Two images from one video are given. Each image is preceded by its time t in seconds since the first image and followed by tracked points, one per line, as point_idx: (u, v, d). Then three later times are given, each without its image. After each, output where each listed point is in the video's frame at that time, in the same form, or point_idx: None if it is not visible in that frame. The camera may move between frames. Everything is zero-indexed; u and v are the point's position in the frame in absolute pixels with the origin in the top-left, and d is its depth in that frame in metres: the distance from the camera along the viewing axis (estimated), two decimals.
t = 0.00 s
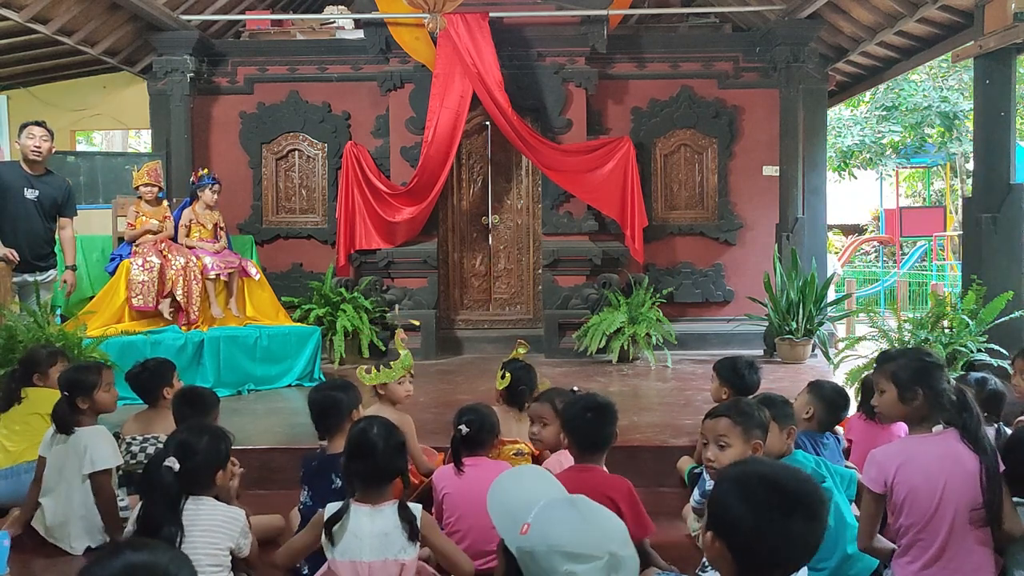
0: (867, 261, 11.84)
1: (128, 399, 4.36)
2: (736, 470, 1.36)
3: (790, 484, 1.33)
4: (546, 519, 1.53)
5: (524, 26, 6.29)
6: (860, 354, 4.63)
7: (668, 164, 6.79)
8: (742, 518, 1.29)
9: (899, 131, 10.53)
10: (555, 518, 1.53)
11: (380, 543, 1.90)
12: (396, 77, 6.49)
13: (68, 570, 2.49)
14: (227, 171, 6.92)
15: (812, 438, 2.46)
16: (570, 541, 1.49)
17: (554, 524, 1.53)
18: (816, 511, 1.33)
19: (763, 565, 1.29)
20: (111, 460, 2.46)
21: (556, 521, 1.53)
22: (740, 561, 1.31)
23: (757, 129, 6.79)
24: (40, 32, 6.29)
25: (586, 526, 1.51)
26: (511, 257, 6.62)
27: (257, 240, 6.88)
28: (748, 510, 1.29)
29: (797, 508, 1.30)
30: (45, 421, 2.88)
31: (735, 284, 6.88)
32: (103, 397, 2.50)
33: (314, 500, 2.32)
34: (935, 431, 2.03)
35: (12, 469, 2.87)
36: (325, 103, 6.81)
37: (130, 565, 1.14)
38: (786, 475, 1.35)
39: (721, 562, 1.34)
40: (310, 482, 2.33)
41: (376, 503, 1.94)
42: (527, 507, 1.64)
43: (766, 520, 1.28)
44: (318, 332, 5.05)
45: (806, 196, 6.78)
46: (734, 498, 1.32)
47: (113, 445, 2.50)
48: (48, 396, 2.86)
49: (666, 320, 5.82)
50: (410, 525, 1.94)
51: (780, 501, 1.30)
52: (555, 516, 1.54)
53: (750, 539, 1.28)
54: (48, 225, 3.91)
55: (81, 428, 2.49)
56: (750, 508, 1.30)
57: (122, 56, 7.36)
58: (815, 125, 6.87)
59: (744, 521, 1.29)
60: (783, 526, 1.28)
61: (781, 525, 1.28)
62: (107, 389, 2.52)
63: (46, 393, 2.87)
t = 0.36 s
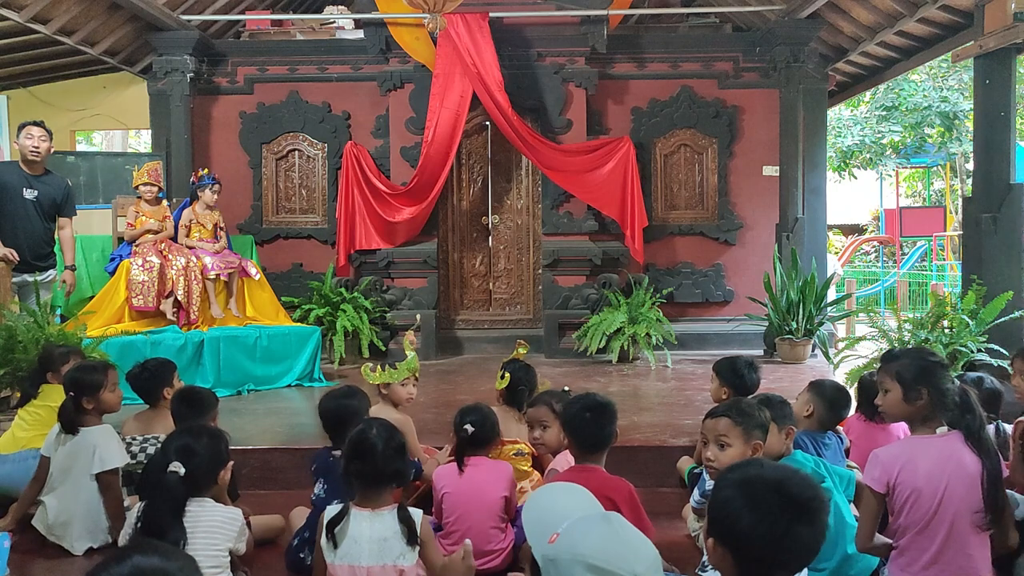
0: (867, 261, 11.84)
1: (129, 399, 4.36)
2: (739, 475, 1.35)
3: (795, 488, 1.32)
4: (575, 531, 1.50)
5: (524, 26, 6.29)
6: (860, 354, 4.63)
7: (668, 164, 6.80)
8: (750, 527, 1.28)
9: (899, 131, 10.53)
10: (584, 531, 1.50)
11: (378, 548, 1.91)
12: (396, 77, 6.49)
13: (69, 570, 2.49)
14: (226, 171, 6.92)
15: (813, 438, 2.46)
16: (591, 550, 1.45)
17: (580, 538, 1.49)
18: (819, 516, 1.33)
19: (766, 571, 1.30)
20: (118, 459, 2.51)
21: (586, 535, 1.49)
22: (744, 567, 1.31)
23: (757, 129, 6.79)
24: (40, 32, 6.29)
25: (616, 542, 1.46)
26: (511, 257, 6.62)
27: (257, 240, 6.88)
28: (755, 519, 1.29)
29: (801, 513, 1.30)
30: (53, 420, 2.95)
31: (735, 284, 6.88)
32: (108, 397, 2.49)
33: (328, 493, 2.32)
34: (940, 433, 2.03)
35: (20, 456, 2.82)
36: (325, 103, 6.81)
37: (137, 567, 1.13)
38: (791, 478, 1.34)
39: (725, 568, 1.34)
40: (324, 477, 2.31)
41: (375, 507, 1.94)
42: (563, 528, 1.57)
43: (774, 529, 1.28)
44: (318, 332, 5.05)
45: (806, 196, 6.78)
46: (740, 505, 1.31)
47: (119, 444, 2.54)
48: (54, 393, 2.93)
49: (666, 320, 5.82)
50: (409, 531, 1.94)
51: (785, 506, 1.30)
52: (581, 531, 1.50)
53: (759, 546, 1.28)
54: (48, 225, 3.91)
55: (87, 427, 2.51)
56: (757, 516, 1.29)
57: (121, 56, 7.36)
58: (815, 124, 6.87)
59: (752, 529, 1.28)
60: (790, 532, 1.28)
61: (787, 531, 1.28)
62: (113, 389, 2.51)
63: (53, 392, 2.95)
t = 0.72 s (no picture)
0: (868, 261, 11.84)
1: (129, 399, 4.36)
2: (736, 476, 1.36)
3: (789, 488, 1.33)
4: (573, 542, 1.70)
5: (524, 26, 6.29)
6: (860, 354, 4.63)
7: (669, 164, 6.79)
8: (748, 527, 1.29)
9: (899, 131, 10.54)
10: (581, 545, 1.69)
11: (376, 546, 1.90)
12: (396, 77, 6.49)
13: (70, 570, 2.49)
14: (227, 171, 6.92)
15: (820, 438, 2.41)
16: (588, 566, 1.66)
17: (577, 547, 1.70)
18: (817, 514, 1.33)
19: (763, 571, 1.29)
20: (118, 461, 2.49)
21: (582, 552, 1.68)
22: (744, 567, 1.31)
23: (757, 129, 6.79)
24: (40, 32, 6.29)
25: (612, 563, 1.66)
26: (511, 257, 6.62)
27: (257, 240, 6.88)
28: (751, 519, 1.29)
29: (798, 513, 1.31)
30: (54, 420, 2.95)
31: (735, 284, 6.88)
32: (111, 398, 2.49)
33: (337, 489, 2.28)
34: (941, 433, 2.04)
35: (24, 450, 2.81)
36: (325, 103, 6.81)
37: (140, 568, 1.13)
38: (787, 479, 1.35)
39: (721, 570, 1.33)
40: (333, 474, 2.31)
41: (374, 505, 1.94)
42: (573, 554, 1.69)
43: (772, 529, 1.28)
44: (318, 332, 5.06)
45: (806, 196, 6.78)
46: (736, 505, 1.31)
47: (120, 445, 2.54)
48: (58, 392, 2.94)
49: (666, 320, 5.82)
50: (406, 528, 1.92)
51: (784, 507, 1.30)
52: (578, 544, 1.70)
53: (758, 547, 1.28)
54: (48, 225, 3.91)
55: (90, 427, 2.51)
56: (755, 516, 1.29)
57: (122, 56, 7.36)
58: (815, 124, 6.87)
59: (750, 529, 1.29)
60: (786, 531, 1.29)
61: (784, 531, 1.29)
62: (116, 390, 2.50)
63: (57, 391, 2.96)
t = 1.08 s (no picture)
0: (868, 261, 11.84)
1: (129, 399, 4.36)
2: (735, 476, 1.36)
3: (788, 487, 1.33)
4: None
5: (524, 26, 6.29)
6: (860, 354, 4.63)
7: (669, 164, 6.80)
8: (747, 527, 1.29)
9: (899, 131, 10.54)
10: None
11: (379, 541, 1.93)
12: (396, 77, 6.49)
13: (70, 570, 2.49)
14: (227, 171, 6.92)
15: (829, 441, 2.42)
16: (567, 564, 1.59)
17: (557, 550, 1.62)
18: (816, 514, 1.33)
19: (764, 571, 1.29)
20: (115, 463, 2.47)
21: None
22: (744, 568, 1.31)
23: (757, 129, 6.79)
24: (40, 32, 6.29)
25: None
26: (511, 257, 6.62)
27: (257, 240, 6.88)
28: (751, 519, 1.29)
29: (798, 512, 1.30)
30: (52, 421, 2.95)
31: (735, 284, 6.88)
32: (111, 400, 2.47)
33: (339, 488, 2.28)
34: (937, 432, 2.04)
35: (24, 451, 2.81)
36: (325, 103, 6.81)
37: (139, 568, 1.13)
38: (785, 479, 1.35)
39: (722, 571, 1.33)
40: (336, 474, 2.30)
41: (376, 501, 1.95)
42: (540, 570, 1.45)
43: (773, 529, 1.28)
44: (318, 332, 5.06)
45: (806, 196, 6.78)
46: (735, 505, 1.31)
47: (120, 447, 2.53)
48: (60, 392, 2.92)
49: (666, 320, 5.82)
50: (409, 523, 1.96)
51: (783, 506, 1.30)
52: None
53: (758, 546, 1.28)
54: (48, 225, 3.91)
55: (91, 427, 2.49)
56: (755, 516, 1.29)
57: (122, 56, 7.36)
58: (815, 124, 6.87)
59: (749, 528, 1.28)
60: (787, 531, 1.28)
61: (784, 531, 1.28)
62: (116, 391, 2.48)
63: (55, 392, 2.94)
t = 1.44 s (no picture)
0: (868, 260, 11.84)
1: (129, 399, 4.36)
2: (734, 476, 1.36)
3: (787, 487, 1.33)
4: None
5: (524, 26, 6.29)
6: (860, 354, 4.63)
7: (669, 164, 6.80)
8: (747, 526, 1.29)
9: (899, 131, 10.54)
10: None
11: (389, 528, 1.93)
12: (396, 77, 6.49)
13: (70, 570, 2.49)
14: (227, 171, 6.92)
15: (840, 439, 2.43)
16: None
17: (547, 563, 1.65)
18: (815, 513, 1.33)
19: (763, 571, 1.29)
20: (112, 463, 2.45)
21: None
22: (743, 568, 1.30)
23: (757, 129, 6.79)
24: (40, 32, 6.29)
25: None
26: (511, 257, 6.62)
27: (257, 240, 6.88)
28: (750, 519, 1.29)
29: (797, 511, 1.30)
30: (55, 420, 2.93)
31: (735, 284, 6.88)
32: (101, 401, 2.46)
33: (342, 488, 2.27)
34: (938, 432, 2.04)
35: (25, 449, 2.81)
36: (325, 103, 6.81)
37: (137, 567, 1.13)
38: (783, 478, 1.35)
39: (721, 571, 1.33)
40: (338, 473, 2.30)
41: (385, 494, 1.95)
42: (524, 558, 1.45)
43: (772, 527, 1.28)
44: (318, 332, 5.06)
45: (806, 196, 6.78)
46: (734, 504, 1.31)
47: (118, 447, 2.52)
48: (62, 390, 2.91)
49: (666, 320, 5.82)
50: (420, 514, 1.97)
51: (782, 506, 1.30)
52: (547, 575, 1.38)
53: (756, 545, 1.28)
54: (48, 224, 3.91)
55: (87, 427, 2.50)
56: (754, 516, 1.29)
57: (122, 56, 7.36)
58: (815, 124, 6.87)
59: (747, 527, 1.29)
60: (786, 531, 1.28)
61: (783, 531, 1.28)
62: (107, 393, 2.47)
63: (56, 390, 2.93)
